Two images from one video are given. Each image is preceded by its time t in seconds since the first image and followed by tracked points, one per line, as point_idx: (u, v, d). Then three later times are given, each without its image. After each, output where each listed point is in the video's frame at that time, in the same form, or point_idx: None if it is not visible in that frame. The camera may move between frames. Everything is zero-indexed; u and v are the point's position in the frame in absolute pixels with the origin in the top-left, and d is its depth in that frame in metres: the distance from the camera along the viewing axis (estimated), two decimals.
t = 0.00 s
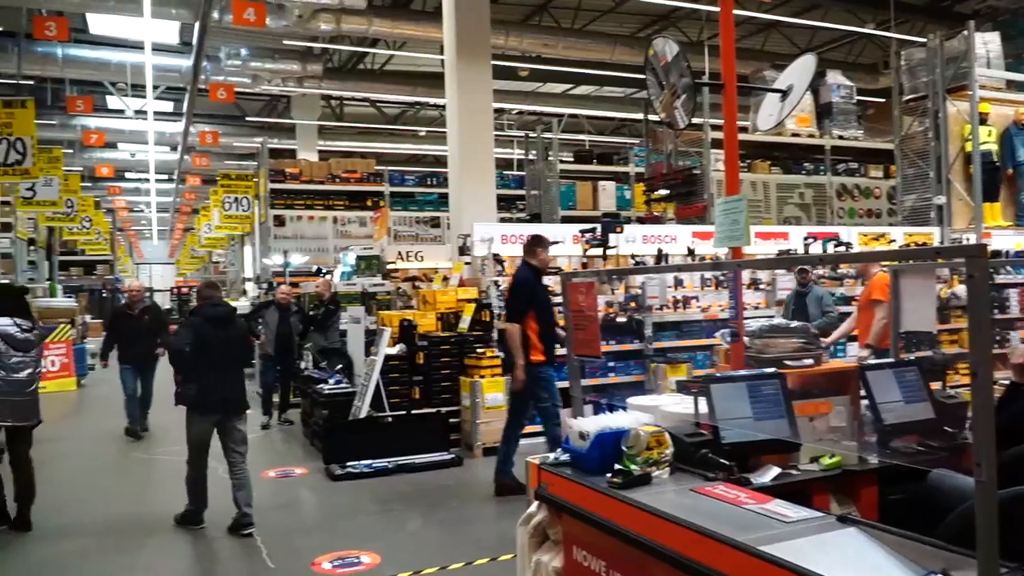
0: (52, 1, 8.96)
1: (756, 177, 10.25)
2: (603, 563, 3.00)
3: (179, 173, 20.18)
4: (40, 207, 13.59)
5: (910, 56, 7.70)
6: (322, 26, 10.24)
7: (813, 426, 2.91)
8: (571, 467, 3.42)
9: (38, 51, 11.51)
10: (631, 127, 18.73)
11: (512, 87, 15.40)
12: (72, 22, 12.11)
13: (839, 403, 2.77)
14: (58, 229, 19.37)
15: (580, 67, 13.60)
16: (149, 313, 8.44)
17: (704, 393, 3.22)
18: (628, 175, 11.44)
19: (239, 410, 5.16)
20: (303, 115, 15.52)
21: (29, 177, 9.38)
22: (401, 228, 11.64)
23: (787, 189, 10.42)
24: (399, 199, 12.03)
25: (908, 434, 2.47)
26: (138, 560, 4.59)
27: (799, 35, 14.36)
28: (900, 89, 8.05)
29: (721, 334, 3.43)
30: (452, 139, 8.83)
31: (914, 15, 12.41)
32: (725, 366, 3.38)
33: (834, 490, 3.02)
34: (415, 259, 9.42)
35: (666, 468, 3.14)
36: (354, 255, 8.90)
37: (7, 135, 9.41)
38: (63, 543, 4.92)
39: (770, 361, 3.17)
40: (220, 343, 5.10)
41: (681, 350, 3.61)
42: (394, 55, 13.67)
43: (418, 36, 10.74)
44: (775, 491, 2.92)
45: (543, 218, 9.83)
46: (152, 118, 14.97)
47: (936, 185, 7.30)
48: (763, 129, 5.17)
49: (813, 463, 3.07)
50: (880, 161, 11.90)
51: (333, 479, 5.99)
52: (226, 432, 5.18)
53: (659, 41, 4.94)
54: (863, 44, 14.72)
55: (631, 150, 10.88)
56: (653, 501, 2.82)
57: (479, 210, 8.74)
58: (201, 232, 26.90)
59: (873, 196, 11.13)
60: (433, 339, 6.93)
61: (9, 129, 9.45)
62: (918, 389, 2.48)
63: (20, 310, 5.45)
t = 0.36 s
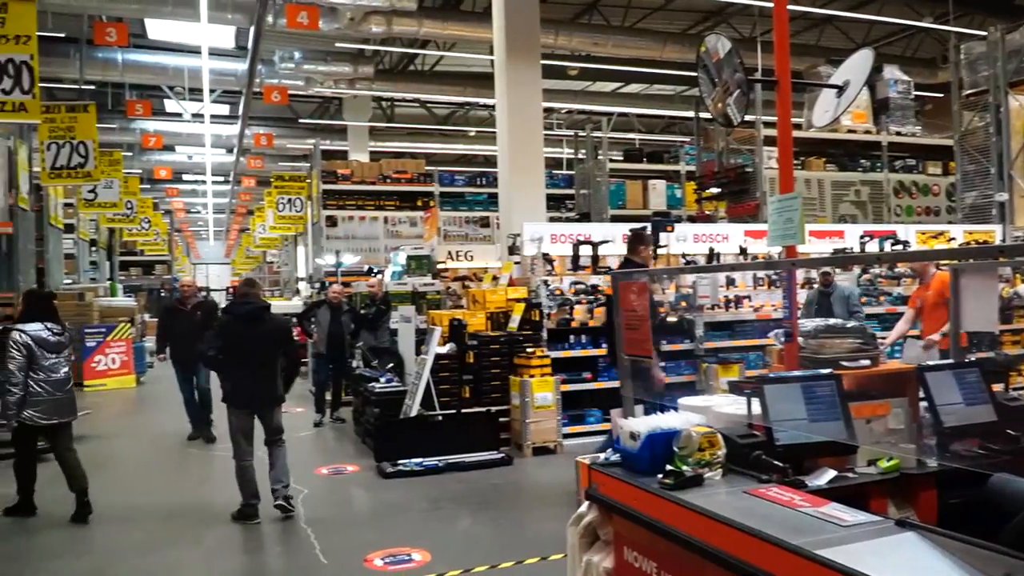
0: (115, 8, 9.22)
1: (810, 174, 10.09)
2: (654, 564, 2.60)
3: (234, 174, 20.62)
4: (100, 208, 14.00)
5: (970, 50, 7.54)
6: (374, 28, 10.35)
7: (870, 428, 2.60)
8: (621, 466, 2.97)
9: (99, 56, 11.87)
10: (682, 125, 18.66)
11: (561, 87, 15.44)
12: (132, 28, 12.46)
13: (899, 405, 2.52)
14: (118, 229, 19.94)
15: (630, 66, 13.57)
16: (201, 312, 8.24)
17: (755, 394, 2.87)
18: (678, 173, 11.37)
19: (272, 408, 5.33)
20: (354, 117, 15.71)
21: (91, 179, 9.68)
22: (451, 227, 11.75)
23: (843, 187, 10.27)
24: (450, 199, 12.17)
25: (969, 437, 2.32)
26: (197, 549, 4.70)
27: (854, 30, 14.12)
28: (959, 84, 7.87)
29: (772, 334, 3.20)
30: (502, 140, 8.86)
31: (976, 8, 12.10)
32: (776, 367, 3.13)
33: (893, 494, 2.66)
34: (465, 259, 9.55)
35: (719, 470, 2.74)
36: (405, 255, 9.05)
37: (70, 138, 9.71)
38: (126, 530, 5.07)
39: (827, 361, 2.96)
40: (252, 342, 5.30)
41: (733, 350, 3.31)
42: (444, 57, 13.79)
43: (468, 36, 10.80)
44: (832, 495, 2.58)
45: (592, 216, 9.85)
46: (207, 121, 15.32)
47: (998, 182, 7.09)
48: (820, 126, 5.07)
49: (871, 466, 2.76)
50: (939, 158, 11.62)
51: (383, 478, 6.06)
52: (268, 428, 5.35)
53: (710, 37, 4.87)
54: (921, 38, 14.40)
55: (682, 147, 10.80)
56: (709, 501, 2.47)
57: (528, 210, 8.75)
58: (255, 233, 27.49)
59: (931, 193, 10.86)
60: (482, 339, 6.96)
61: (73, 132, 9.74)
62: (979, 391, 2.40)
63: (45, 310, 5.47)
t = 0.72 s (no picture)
0: (160, 13, 9.40)
1: (852, 172, 9.93)
2: (692, 564, 2.52)
3: (275, 176, 20.91)
4: (145, 209, 14.28)
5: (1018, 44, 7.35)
6: (412, 29, 10.41)
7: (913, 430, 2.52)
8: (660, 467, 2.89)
9: (143, 60, 12.10)
10: (720, 123, 18.50)
11: (598, 86, 15.41)
12: (175, 32, 12.68)
13: (943, 407, 2.45)
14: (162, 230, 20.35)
15: (668, 64, 13.49)
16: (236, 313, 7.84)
17: (796, 395, 2.77)
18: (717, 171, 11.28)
19: (315, 403, 5.51)
20: (392, 117, 15.81)
21: (135, 181, 9.89)
22: (489, 228, 11.79)
23: (886, 185, 10.11)
24: (488, 199, 12.24)
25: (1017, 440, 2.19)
26: (241, 544, 4.77)
27: (897, 25, 13.88)
28: (1007, 78, 7.69)
29: (817, 334, 3.08)
30: (540, 140, 8.85)
31: None
32: (820, 368, 3.03)
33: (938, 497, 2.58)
34: (503, 258, 9.58)
35: (759, 471, 2.67)
36: (443, 255, 9.29)
37: (116, 141, 9.91)
38: (173, 524, 5.16)
39: (869, 362, 2.75)
40: (291, 340, 5.44)
41: (774, 350, 3.20)
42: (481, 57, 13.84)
43: (505, 36, 10.83)
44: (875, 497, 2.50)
45: (630, 216, 9.74)
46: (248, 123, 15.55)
47: None
48: (864, 123, 4.98)
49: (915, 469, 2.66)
50: (986, 154, 11.37)
51: (422, 476, 6.10)
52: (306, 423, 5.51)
53: (750, 35, 4.83)
54: (967, 32, 14.09)
55: (720, 146, 10.71)
56: (747, 502, 2.41)
57: (566, 209, 8.74)
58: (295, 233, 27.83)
59: (978, 191, 10.62)
60: (520, 339, 6.95)
61: (119, 135, 9.94)
62: None
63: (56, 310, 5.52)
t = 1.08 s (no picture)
0: (196, 17, 9.54)
1: (888, 170, 9.78)
2: (724, 565, 2.50)
3: (308, 177, 21.11)
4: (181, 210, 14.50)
5: None
6: (442, 30, 10.45)
7: (953, 433, 2.42)
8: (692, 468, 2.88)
9: (179, 64, 12.30)
10: (752, 122, 18.33)
11: (628, 85, 15.36)
12: (210, 35, 12.87)
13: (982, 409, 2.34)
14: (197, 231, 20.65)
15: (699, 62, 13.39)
16: (256, 317, 7.21)
17: (830, 396, 2.70)
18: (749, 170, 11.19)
19: (355, 395, 5.85)
20: (422, 118, 15.86)
21: (172, 182, 10.07)
22: (519, 227, 11.81)
23: (921, 183, 9.96)
24: (518, 199, 12.28)
25: None
26: (274, 540, 4.82)
27: (933, 20, 13.64)
28: None
29: (851, 334, 2.93)
30: (570, 139, 8.84)
31: None
32: (855, 369, 2.88)
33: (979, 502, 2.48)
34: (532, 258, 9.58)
35: (794, 473, 2.64)
36: (473, 255, 9.16)
37: (153, 143, 10.07)
38: (207, 520, 5.24)
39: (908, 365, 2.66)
40: (335, 337, 5.82)
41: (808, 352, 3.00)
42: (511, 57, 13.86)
43: (535, 36, 10.83)
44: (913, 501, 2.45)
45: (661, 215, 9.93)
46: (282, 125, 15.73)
47: None
48: (899, 120, 4.91)
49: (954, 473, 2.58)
50: None
51: (452, 475, 6.13)
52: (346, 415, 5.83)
53: (783, 32, 4.77)
54: (1006, 26, 13.81)
55: (753, 144, 10.62)
56: (780, 503, 2.38)
57: (596, 208, 8.72)
58: (327, 233, 28.07)
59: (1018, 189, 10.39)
60: (550, 339, 6.94)
61: (156, 137, 10.09)
62: None
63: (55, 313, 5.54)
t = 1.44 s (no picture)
0: (232, 22, 9.69)
1: (927, 167, 9.61)
2: (761, 569, 2.47)
3: (342, 178, 21.31)
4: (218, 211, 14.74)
5: None
6: (474, 31, 10.49)
7: (995, 436, 2.31)
8: (727, 469, 2.84)
9: (217, 67, 12.50)
10: (788, 119, 18.13)
11: (662, 83, 15.28)
12: (247, 39, 13.07)
13: None
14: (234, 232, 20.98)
15: (733, 59, 13.28)
16: (282, 319, 6.48)
17: (869, 398, 2.66)
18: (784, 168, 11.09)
19: (389, 392, 5.88)
20: (455, 119, 15.92)
21: (209, 184, 10.26)
22: (551, 227, 11.85)
23: (962, 180, 9.76)
24: (550, 199, 12.32)
25: None
26: (309, 537, 4.87)
27: (975, 14, 13.36)
28: None
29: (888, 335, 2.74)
30: (602, 138, 8.83)
31: None
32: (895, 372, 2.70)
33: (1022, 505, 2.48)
34: (564, 258, 9.57)
35: (831, 475, 2.58)
36: (506, 255, 9.26)
37: (191, 145, 10.25)
38: (243, 517, 5.31)
39: (948, 366, 2.53)
40: (366, 335, 5.92)
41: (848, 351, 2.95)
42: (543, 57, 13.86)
43: (567, 35, 10.81)
44: (954, 505, 2.41)
45: (694, 214, 9.57)
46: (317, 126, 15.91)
47: None
48: (939, 116, 4.81)
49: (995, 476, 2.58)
50: None
51: (485, 474, 6.14)
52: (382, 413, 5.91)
53: (820, 28, 4.70)
54: None
55: (788, 142, 10.54)
56: (818, 507, 2.34)
57: (629, 208, 8.68)
58: (361, 233, 28.30)
59: None
60: (582, 338, 6.93)
61: (194, 140, 10.26)
62: None
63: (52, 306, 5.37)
